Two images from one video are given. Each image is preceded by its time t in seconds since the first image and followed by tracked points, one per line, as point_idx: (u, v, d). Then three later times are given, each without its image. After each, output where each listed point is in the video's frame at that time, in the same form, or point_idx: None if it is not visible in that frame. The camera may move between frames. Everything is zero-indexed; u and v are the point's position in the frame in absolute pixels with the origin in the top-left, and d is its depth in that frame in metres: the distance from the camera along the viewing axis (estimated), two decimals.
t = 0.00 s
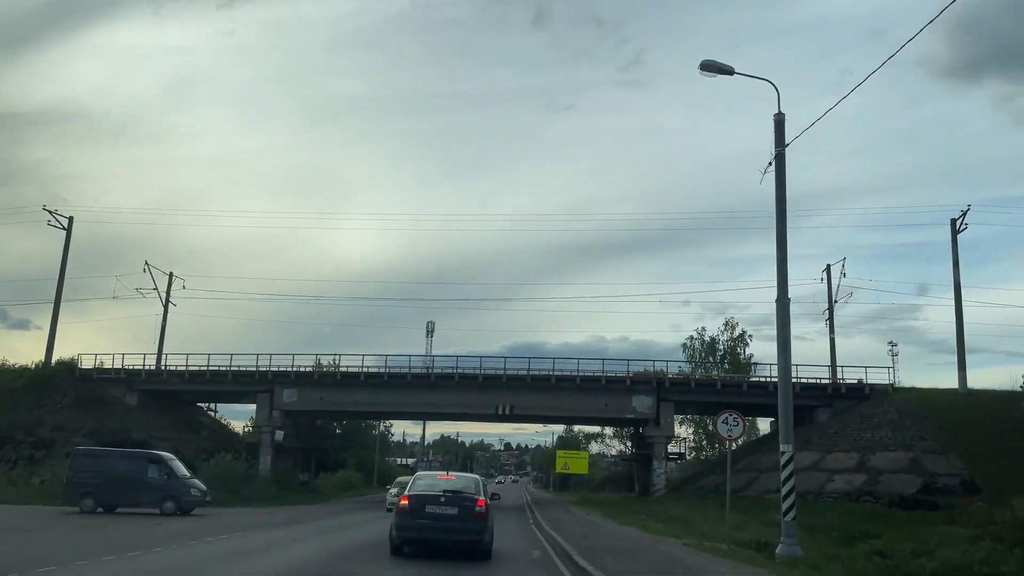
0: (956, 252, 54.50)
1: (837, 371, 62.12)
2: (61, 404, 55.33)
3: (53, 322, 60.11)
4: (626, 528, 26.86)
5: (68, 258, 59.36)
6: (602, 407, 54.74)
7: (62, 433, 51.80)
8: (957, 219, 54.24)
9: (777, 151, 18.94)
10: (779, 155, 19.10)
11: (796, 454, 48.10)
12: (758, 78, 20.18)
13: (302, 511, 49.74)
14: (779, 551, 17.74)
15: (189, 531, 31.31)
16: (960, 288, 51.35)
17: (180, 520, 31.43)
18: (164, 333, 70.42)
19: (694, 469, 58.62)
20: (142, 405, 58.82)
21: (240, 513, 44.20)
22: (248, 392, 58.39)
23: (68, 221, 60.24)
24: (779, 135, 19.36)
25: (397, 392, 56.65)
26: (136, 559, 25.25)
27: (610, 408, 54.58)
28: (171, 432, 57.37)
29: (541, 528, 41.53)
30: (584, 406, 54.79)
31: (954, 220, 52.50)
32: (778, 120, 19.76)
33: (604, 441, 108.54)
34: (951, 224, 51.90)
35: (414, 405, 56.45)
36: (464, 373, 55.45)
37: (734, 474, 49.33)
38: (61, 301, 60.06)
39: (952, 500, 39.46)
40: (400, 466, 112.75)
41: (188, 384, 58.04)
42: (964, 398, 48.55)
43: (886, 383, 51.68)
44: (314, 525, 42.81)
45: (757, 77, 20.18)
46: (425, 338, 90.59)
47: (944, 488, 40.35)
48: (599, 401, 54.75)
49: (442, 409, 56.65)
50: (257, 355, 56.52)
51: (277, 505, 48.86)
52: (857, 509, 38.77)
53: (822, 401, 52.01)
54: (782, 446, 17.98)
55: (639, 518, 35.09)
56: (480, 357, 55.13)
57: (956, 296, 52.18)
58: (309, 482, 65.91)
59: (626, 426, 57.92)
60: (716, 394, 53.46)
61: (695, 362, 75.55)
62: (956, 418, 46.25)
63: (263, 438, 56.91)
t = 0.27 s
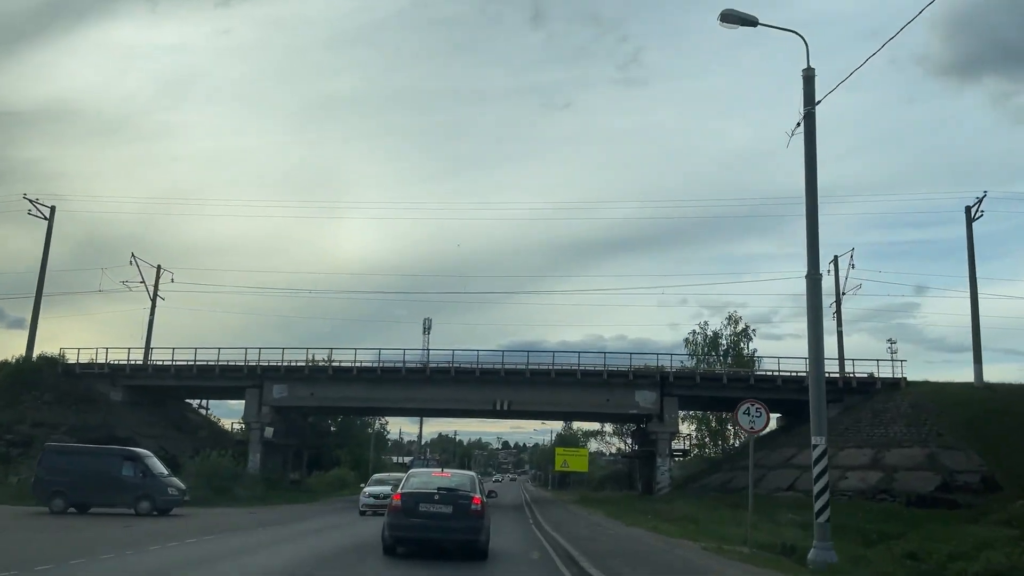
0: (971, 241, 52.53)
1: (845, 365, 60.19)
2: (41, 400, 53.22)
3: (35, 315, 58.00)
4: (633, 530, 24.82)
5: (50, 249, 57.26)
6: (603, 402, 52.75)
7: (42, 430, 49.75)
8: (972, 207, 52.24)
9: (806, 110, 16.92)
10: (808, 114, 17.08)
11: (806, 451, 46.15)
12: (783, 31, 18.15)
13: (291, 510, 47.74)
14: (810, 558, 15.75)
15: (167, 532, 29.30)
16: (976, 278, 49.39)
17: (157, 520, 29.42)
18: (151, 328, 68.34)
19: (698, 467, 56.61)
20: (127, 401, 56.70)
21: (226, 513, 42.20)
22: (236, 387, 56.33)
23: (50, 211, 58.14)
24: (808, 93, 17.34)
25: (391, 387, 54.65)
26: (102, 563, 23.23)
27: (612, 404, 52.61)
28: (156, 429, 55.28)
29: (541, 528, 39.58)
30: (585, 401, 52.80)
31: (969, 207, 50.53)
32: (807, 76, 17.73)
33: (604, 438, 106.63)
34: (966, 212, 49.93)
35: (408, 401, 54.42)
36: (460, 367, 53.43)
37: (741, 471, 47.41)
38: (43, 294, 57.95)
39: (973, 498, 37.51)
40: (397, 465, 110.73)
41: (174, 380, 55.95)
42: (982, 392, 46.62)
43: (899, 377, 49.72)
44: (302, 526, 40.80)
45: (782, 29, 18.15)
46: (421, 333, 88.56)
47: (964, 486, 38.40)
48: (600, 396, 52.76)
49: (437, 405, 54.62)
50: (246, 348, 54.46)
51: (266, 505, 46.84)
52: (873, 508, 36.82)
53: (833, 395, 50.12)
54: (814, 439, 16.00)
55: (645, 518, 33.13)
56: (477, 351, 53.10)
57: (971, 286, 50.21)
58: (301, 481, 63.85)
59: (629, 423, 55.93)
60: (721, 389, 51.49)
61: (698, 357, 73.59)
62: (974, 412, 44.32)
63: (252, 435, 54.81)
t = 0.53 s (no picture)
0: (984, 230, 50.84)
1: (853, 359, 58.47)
2: (21, 397, 51.20)
3: (16, 310, 55.97)
4: (641, 530, 23.03)
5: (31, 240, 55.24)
6: (605, 397, 50.92)
7: (22, 427, 47.74)
8: (985, 194, 50.53)
9: (840, 61, 15.12)
10: (842, 66, 15.28)
11: (816, 447, 44.37)
12: None
13: (282, 510, 45.84)
14: (849, 564, 13.96)
15: (143, 534, 27.44)
16: (990, 267, 47.71)
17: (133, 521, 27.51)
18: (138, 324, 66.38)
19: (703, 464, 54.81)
20: (111, 398, 54.72)
21: (212, 513, 40.31)
22: (224, 383, 54.44)
23: (31, 201, 56.12)
24: (841, 43, 15.53)
25: (385, 383, 52.79)
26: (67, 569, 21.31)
27: (614, 400, 50.79)
28: (142, 427, 53.30)
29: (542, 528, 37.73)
30: (586, 396, 50.97)
31: (982, 194, 48.84)
32: (839, 26, 15.93)
33: (604, 436, 104.89)
34: (980, 199, 48.22)
35: (403, 397, 52.57)
36: (456, 362, 51.57)
37: (749, 469, 45.60)
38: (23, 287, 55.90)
39: (994, 495, 35.75)
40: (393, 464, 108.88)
41: (160, 376, 53.97)
42: (997, 386, 44.94)
43: (910, 371, 48.00)
44: (292, 526, 38.93)
45: None
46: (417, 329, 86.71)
47: (984, 483, 36.64)
48: (601, 391, 50.94)
49: (432, 401, 52.74)
50: (234, 343, 52.54)
51: (255, 505, 44.96)
52: (890, 506, 35.05)
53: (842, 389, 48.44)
54: (852, 430, 14.21)
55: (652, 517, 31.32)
56: (474, 345, 51.25)
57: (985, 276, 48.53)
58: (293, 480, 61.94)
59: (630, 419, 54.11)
60: (727, 383, 49.68)
61: (700, 352, 71.84)
62: (990, 406, 42.65)
63: (241, 433, 52.88)
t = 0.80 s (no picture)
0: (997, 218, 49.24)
1: (860, 353, 56.90)
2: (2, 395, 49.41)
3: None
4: (651, 531, 21.34)
5: (13, 234, 53.47)
6: (605, 393, 49.28)
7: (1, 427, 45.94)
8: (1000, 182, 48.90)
9: (880, 5, 13.47)
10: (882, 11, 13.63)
11: (826, 444, 42.76)
12: None
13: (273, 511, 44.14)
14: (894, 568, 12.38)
15: (118, 537, 25.73)
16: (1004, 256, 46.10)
17: (108, 525, 25.77)
18: (126, 320, 64.60)
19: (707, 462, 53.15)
20: (96, 397, 52.95)
21: (198, 515, 38.59)
22: (213, 380, 52.70)
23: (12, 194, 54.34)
24: None
25: (379, 379, 51.08)
26: None
27: (616, 396, 49.14)
28: (127, 426, 51.53)
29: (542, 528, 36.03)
30: (586, 392, 49.33)
31: (996, 182, 47.21)
32: None
33: (603, 434, 103.33)
34: (995, 187, 46.57)
35: (397, 394, 50.85)
36: (452, 357, 49.85)
37: (756, 467, 44.00)
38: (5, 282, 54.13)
39: (1015, 493, 34.15)
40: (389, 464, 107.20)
41: (146, 373, 52.21)
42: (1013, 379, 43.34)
43: (922, 364, 46.41)
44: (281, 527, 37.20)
45: None
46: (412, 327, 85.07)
47: (1004, 480, 35.02)
48: (602, 387, 49.29)
49: (428, 399, 51.01)
50: (222, 339, 50.79)
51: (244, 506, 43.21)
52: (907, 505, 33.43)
53: (852, 384, 46.87)
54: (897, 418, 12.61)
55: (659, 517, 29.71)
56: (470, 339, 49.55)
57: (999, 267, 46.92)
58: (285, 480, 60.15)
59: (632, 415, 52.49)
60: (732, 378, 48.04)
61: (703, 347, 70.22)
62: (1007, 400, 41.09)
63: (229, 431, 51.13)
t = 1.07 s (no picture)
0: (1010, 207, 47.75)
1: (867, 347, 55.46)
2: None
3: None
4: (662, 534, 19.80)
5: None
6: (607, 389, 47.72)
7: None
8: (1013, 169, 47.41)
9: None
10: None
11: (836, 440, 41.26)
12: None
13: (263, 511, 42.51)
14: None
15: (92, 539, 24.13)
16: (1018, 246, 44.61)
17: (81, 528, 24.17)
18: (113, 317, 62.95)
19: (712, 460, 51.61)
20: (81, 395, 51.29)
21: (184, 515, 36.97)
22: (202, 377, 51.10)
23: None
24: None
25: (372, 375, 49.51)
26: None
27: (617, 391, 47.62)
28: (113, 425, 49.87)
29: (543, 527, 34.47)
30: (587, 388, 47.78)
31: (1009, 169, 45.72)
32: None
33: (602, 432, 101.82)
34: (1008, 174, 45.09)
35: (392, 390, 49.26)
36: (448, 352, 48.25)
37: (764, 464, 42.51)
38: None
39: None
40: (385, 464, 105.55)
41: (132, 370, 50.55)
42: None
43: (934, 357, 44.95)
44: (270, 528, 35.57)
45: None
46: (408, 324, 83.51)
47: None
48: (603, 382, 47.74)
49: (423, 395, 49.41)
50: (211, 334, 49.19)
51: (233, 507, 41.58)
52: (924, 502, 31.90)
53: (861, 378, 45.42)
54: (950, 406, 11.12)
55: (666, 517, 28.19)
56: (467, 334, 48.01)
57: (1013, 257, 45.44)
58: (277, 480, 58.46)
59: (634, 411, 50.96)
60: (738, 373, 46.51)
61: (705, 342, 68.72)
62: None
63: (219, 430, 49.48)
